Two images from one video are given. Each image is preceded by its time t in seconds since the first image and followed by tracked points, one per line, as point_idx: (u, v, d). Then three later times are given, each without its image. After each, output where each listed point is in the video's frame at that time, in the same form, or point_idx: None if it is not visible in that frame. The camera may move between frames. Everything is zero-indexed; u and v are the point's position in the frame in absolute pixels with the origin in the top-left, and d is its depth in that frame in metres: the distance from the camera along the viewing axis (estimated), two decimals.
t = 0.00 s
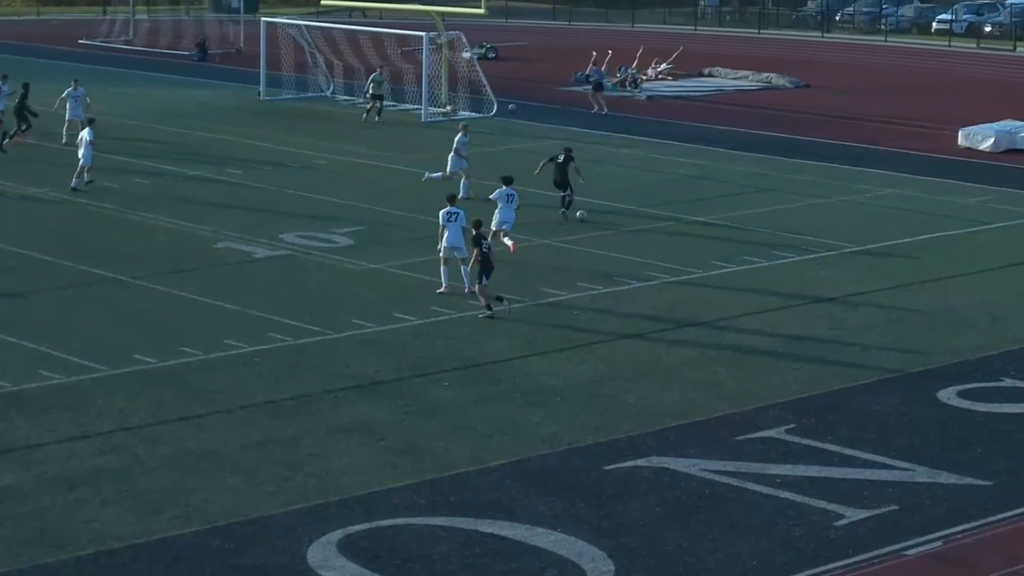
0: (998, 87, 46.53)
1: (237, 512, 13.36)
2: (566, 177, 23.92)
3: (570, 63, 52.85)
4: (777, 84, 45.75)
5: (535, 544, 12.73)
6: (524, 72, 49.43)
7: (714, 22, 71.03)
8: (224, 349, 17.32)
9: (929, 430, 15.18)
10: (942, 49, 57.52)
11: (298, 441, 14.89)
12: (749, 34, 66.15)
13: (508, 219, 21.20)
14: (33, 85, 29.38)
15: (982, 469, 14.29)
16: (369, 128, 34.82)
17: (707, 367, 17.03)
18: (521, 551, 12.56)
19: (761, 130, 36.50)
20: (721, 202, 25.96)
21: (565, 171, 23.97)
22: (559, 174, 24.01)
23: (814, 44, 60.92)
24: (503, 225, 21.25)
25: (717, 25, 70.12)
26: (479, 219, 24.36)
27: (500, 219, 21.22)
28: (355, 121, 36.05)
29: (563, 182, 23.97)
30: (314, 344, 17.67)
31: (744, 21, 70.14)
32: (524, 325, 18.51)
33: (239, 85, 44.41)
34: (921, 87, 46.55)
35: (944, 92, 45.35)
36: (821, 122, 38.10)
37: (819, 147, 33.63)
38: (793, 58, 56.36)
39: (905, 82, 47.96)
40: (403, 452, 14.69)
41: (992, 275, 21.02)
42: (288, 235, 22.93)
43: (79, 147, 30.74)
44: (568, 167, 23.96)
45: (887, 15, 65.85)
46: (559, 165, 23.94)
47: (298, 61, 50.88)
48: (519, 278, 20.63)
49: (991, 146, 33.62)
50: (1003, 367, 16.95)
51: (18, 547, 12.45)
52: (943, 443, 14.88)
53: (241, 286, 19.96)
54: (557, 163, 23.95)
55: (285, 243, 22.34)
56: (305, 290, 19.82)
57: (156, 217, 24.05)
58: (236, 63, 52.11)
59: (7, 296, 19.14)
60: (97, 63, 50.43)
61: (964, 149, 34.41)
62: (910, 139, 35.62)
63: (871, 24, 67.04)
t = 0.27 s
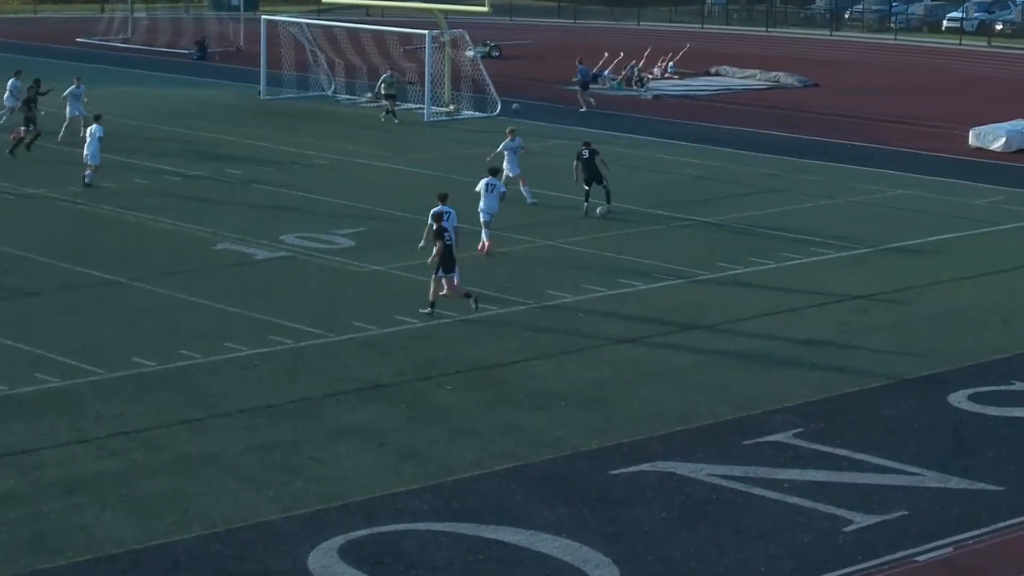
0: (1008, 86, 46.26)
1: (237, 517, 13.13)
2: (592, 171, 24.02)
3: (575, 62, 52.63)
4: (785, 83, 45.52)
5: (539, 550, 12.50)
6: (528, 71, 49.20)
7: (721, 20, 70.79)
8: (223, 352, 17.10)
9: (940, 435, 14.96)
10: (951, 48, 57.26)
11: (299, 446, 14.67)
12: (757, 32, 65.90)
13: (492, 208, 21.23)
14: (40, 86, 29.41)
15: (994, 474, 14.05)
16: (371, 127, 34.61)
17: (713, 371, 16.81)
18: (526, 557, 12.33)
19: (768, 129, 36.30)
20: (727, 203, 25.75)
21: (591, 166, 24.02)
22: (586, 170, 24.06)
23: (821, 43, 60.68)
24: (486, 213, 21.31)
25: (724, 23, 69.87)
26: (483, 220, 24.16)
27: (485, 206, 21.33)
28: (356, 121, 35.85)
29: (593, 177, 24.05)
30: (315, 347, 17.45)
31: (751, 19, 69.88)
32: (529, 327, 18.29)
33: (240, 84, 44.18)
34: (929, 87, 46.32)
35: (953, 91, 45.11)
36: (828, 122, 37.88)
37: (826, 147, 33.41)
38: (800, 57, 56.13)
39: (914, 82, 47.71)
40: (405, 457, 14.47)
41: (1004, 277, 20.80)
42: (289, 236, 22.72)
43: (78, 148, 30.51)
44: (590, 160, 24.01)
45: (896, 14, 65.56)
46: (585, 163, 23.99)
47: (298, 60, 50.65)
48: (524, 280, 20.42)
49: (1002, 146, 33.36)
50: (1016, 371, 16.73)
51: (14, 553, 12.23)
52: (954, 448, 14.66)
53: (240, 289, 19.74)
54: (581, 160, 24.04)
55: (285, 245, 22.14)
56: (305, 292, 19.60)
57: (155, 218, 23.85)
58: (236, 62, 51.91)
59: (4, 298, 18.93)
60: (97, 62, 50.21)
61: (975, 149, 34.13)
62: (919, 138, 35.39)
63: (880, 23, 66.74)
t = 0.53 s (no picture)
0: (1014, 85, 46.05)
1: (235, 522, 12.92)
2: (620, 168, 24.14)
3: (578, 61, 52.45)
4: (790, 83, 45.33)
5: (542, 555, 12.29)
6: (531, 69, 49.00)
7: (726, 18, 70.60)
8: (221, 355, 16.90)
9: (948, 439, 14.76)
10: (958, 46, 57.04)
11: (298, 450, 14.47)
12: (762, 30, 65.73)
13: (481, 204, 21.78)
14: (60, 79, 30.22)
15: (1003, 479, 13.85)
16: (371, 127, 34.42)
17: (717, 374, 16.62)
18: (528, 563, 12.12)
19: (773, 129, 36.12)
20: (730, 204, 25.56)
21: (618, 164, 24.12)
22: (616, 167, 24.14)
23: (826, 41, 60.46)
24: (476, 209, 21.87)
25: (729, 21, 69.72)
26: (485, 221, 23.97)
27: (474, 202, 21.87)
28: (357, 120, 35.67)
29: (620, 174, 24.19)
30: (314, 349, 17.26)
31: (756, 17, 69.71)
32: (531, 330, 18.10)
33: (240, 83, 44.00)
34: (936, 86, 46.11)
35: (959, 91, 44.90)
36: (833, 121, 37.69)
37: (830, 146, 33.23)
38: (805, 55, 55.93)
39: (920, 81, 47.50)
40: (405, 462, 14.26)
41: (1013, 279, 20.61)
42: (288, 237, 22.52)
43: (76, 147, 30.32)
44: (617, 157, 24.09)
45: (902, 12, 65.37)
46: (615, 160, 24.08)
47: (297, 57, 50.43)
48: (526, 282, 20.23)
49: (1010, 147, 33.14)
50: None
51: (8, 559, 12.03)
52: (962, 452, 14.47)
53: (238, 290, 19.54)
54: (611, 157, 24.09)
55: (284, 246, 21.94)
56: (304, 294, 19.41)
57: (153, 219, 23.65)
58: (234, 60, 51.73)
59: None
60: (96, 60, 50.04)
61: (983, 150, 33.91)
62: (925, 139, 35.19)
63: (887, 21, 66.51)
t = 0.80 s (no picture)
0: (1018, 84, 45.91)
1: (231, 527, 12.76)
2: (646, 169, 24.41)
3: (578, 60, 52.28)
4: (792, 82, 45.15)
5: (541, 561, 12.12)
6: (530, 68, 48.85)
7: (728, 17, 70.47)
8: (217, 358, 16.75)
9: (952, 442, 14.61)
10: (962, 45, 56.88)
11: (295, 454, 14.31)
12: (764, 29, 65.53)
13: (472, 199, 22.05)
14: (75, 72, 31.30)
15: (1008, 483, 13.69)
16: (369, 127, 34.25)
17: (718, 377, 16.47)
18: (527, 568, 11.95)
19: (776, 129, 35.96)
20: (732, 205, 25.41)
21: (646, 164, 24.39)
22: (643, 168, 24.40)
23: (828, 40, 60.31)
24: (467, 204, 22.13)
25: (731, 20, 69.58)
26: (484, 223, 23.81)
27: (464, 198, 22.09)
28: (355, 120, 35.51)
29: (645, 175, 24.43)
30: (312, 352, 17.10)
31: (758, 16, 69.52)
32: (530, 332, 17.95)
33: (237, 82, 43.81)
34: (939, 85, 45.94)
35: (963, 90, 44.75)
36: (836, 121, 37.53)
37: (832, 146, 33.07)
38: (808, 54, 55.75)
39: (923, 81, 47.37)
40: (404, 466, 14.10)
41: (1018, 280, 20.45)
42: (284, 238, 22.37)
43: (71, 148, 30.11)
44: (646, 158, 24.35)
45: (907, 11, 65.24)
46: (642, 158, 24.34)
47: (294, 57, 50.23)
48: (526, 283, 20.08)
49: (1015, 146, 32.96)
50: None
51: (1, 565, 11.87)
52: (966, 456, 14.31)
53: (234, 292, 19.38)
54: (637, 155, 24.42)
55: (281, 247, 21.78)
56: (301, 296, 19.24)
57: (148, 220, 23.48)
58: (230, 60, 51.52)
59: None
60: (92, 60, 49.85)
61: (988, 150, 33.75)
62: (929, 138, 35.04)
63: (891, 20, 66.39)
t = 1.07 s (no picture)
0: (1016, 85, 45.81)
1: (222, 532, 12.60)
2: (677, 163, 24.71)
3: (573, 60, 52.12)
4: (790, 83, 45.03)
5: (536, 566, 11.97)
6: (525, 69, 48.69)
7: (724, 17, 70.35)
8: (208, 361, 16.60)
9: (951, 446, 14.48)
10: (960, 45, 56.78)
11: (287, 459, 14.16)
12: (761, 29, 65.42)
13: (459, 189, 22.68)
14: (86, 70, 32.35)
15: (1008, 487, 13.56)
16: (363, 128, 34.09)
17: (714, 380, 16.33)
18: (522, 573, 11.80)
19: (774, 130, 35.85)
20: (729, 206, 25.28)
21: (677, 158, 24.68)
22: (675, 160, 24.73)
23: (825, 40, 60.19)
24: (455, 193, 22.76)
25: (727, 19, 69.45)
26: (478, 224, 23.66)
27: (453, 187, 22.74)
28: (349, 121, 35.34)
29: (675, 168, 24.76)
30: (304, 355, 16.94)
31: (755, 15, 69.41)
32: (525, 335, 17.81)
33: (229, 83, 43.60)
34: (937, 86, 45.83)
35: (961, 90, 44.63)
36: (834, 122, 37.40)
37: (829, 147, 32.94)
38: (805, 54, 55.64)
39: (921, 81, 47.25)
40: (397, 470, 13.96)
41: (1018, 282, 20.32)
42: (276, 240, 22.21)
43: (61, 150, 29.91)
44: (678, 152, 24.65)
45: (905, 11, 65.13)
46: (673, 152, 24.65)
47: (286, 57, 50.03)
48: (521, 286, 19.94)
49: (1015, 147, 32.81)
50: None
51: None
52: (965, 460, 14.17)
53: (225, 295, 19.23)
54: (670, 151, 24.74)
55: (273, 250, 21.63)
56: (294, 299, 19.09)
57: (138, 223, 23.30)
58: (221, 60, 51.34)
59: None
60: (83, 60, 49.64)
61: (987, 151, 33.63)
62: (928, 139, 34.90)
63: (889, 19, 66.28)
